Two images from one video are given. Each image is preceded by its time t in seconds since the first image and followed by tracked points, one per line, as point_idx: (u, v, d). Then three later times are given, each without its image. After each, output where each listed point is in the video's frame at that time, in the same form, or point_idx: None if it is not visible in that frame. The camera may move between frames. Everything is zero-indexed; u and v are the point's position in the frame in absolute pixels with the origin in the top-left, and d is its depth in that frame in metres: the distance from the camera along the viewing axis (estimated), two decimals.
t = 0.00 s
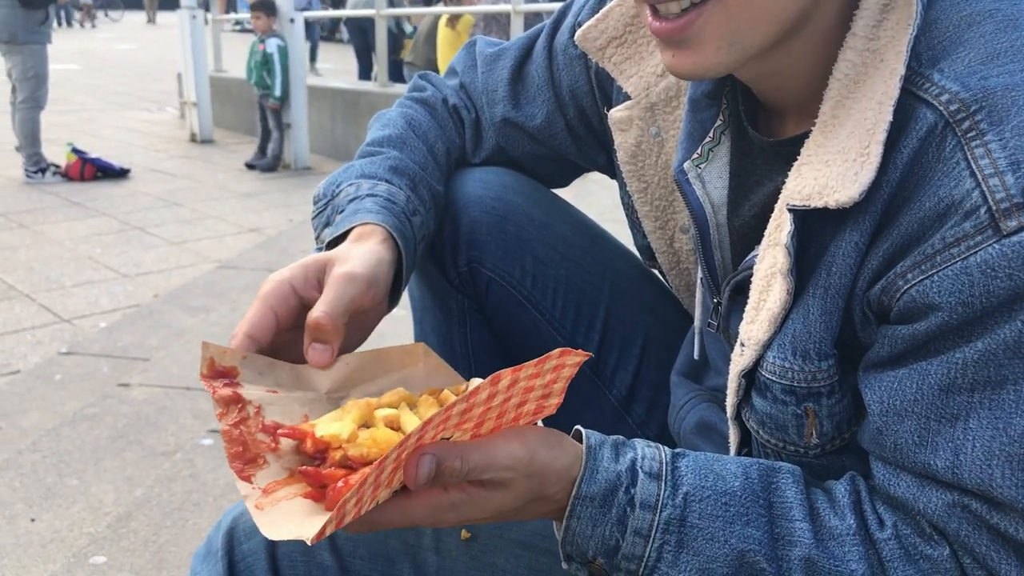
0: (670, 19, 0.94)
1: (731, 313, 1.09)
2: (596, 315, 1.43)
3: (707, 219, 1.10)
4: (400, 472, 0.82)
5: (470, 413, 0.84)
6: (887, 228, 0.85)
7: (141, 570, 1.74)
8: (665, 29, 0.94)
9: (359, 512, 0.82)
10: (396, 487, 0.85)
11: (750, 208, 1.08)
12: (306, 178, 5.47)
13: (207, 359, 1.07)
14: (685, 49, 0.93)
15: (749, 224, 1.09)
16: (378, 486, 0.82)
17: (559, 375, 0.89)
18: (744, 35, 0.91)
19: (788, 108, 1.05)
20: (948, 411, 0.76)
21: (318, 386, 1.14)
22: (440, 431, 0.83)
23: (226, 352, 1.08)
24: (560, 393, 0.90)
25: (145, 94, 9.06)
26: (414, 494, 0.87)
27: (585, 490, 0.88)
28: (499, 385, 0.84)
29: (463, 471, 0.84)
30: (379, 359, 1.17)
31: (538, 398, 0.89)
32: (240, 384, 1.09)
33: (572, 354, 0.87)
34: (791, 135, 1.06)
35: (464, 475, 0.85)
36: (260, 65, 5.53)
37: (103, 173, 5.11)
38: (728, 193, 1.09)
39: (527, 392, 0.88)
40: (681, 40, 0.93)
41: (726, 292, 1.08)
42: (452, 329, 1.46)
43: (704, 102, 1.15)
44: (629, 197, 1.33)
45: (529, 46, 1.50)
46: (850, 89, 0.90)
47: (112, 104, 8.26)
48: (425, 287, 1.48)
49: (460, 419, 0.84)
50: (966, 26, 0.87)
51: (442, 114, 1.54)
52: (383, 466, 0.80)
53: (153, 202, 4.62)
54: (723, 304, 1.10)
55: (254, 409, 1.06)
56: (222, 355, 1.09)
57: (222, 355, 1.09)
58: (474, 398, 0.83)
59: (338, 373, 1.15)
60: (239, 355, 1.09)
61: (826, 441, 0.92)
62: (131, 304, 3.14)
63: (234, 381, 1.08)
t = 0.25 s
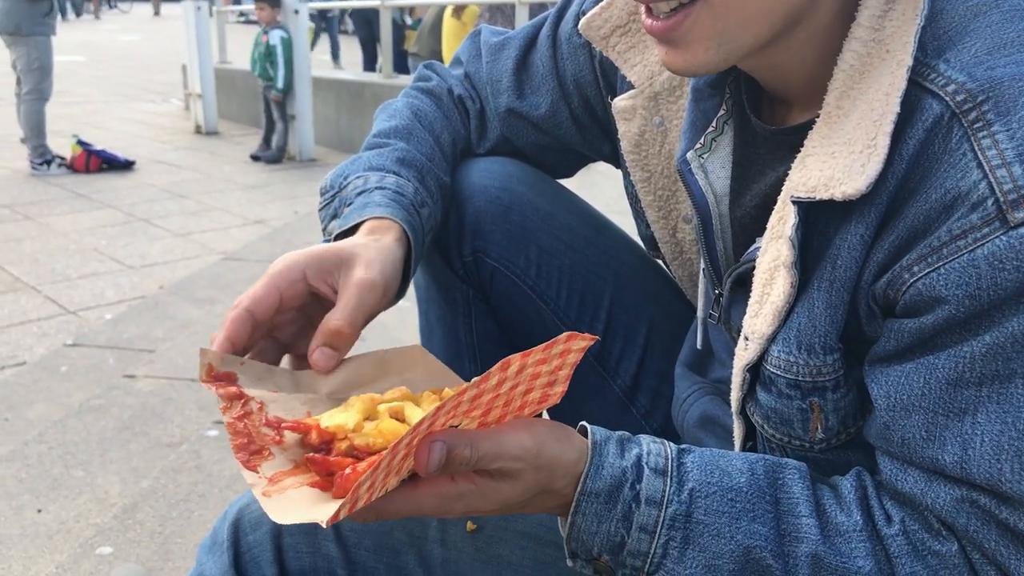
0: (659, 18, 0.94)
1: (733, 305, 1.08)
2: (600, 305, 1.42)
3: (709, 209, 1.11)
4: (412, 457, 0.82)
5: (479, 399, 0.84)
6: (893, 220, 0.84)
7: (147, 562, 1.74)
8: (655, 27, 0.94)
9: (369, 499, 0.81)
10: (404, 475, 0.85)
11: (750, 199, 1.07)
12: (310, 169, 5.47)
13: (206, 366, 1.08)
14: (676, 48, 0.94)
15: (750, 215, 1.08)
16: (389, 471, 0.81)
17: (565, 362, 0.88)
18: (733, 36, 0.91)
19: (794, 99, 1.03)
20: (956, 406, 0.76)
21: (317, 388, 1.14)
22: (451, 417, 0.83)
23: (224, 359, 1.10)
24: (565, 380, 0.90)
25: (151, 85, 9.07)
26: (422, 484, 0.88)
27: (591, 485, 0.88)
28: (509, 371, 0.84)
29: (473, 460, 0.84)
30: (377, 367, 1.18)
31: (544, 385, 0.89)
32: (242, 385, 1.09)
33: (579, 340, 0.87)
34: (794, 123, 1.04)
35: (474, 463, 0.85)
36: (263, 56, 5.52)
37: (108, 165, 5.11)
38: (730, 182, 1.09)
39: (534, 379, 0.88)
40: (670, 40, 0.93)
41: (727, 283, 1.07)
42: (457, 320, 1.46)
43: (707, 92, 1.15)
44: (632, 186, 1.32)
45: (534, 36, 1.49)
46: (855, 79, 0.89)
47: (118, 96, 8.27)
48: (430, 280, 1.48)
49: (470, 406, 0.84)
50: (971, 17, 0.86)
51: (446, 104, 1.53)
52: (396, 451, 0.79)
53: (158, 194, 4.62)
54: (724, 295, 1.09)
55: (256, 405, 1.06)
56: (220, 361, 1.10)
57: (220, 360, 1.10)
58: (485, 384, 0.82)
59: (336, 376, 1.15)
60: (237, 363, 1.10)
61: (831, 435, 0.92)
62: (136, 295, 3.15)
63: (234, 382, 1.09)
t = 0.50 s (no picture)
0: (665, 19, 0.94)
1: (736, 299, 1.08)
2: (603, 297, 1.42)
3: (711, 202, 1.10)
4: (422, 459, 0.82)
5: (486, 400, 0.84)
6: (896, 217, 0.84)
7: (152, 554, 1.75)
8: (661, 29, 0.94)
9: (379, 504, 0.80)
10: (412, 478, 0.84)
11: (753, 193, 1.08)
12: (314, 163, 5.47)
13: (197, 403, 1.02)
14: (684, 48, 0.93)
15: (752, 209, 1.09)
16: (399, 475, 0.81)
17: (567, 361, 0.89)
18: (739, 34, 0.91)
19: (799, 93, 1.03)
20: (962, 403, 0.76)
21: (315, 403, 1.13)
22: (459, 418, 0.82)
23: (215, 391, 1.05)
24: (568, 380, 0.91)
25: (154, 79, 9.07)
26: (430, 491, 0.87)
27: (596, 488, 0.88)
28: (514, 369, 0.83)
29: (483, 463, 0.83)
30: (378, 373, 1.18)
31: (548, 384, 0.89)
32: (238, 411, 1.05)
33: (581, 337, 0.88)
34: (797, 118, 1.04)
35: (483, 467, 0.84)
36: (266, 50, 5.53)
37: (112, 159, 5.12)
38: (732, 176, 1.09)
39: (538, 379, 0.88)
40: (678, 40, 0.93)
41: (730, 278, 1.07)
42: (461, 313, 1.46)
43: (708, 86, 1.14)
44: (634, 180, 1.32)
45: (536, 28, 1.49)
46: (857, 74, 0.89)
47: (122, 90, 8.27)
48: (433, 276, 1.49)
49: (477, 406, 0.83)
50: (973, 12, 0.86)
51: (451, 96, 1.53)
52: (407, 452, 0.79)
53: (162, 188, 4.63)
54: (727, 289, 1.09)
55: (255, 423, 1.03)
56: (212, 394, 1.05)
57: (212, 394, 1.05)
58: (492, 384, 0.82)
59: (334, 386, 1.15)
60: (228, 391, 1.06)
61: (834, 431, 0.92)
62: (140, 289, 3.15)
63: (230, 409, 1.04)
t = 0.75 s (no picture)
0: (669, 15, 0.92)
1: (734, 296, 1.08)
2: (602, 295, 1.43)
3: (710, 199, 1.10)
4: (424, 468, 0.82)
5: (489, 408, 0.84)
6: (894, 212, 0.84)
7: (152, 552, 1.75)
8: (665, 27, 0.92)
9: (382, 511, 0.81)
10: (415, 486, 0.85)
11: (750, 189, 1.08)
12: (314, 160, 5.47)
13: (195, 401, 1.04)
14: (693, 42, 0.92)
15: (750, 206, 1.09)
16: (402, 484, 0.81)
17: (573, 370, 0.89)
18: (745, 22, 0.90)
19: (796, 90, 1.02)
20: (962, 398, 0.75)
21: (315, 402, 1.13)
22: (462, 426, 0.83)
23: (214, 389, 1.06)
24: (572, 388, 0.91)
25: (155, 76, 9.07)
26: (432, 496, 0.87)
27: (598, 492, 0.87)
28: (519, 378, 0.83)
29: (485, 470, 0.84)
30: (378, 370, 1.18)
31: (552, 392, 0.89)
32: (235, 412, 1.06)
33: (589, 347, 0.87)
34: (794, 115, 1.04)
35: (485, 474, 0.84)
36: (266, 47, 5.52)
37: (112, 156, 5.12)
38: (730, 172, 1.08)
39: (543, 387, 0.88)
40: (686, 35, 0.92)
41: (729, 275, 1.07)
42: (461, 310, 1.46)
43: (705, 82, 1.13)
44: (632, 178, 1.32)
45: (534, 23, 1.49)
46: (853, 70, 0.88)
47: (123, 87, 8.27)
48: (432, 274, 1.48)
49: (481, 415, 0.84)
50: (969, 7, 0.86)
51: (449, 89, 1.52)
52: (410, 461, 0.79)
53: (162, 185, 4.63)
54: (726, 286, 1.09)
55: (255, 426, 1.04)
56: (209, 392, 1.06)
57: (209, 392, 1.06)
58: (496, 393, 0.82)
59: (335, 385, 1.14)
60: (227, 389, 1.07)
61: (834, 428, 0.92)
62: (140, 286, 3.15)
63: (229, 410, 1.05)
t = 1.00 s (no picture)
0: None
1: (729, 293, 1.08)
2: (598, 294, 1.42)
3: (705, 199, 1.09)
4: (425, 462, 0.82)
5: (492, 403, 0.84)
6: (888, 206, 0.84)
7: (146, 551, 1.74)
8: None
9: (382, 506, 0.80)
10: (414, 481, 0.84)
11: (746, 186, 1.07)
12: (310, 159, 5.46)
13: (193, 380, 1.04)
14: None
15: (745, 203, 1.08)
16: (403, 478, 0.81)
17: (574, 366, 0.90)
18: None
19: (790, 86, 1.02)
20: (957, 392, 0.75)
21: (311, 388, 1.13)
22: (464, 420, 0.82)
23: (211, 368, 1.06)
24: (573, 384, 0.92)
25: (150, 75, 9.06)
26: (431, 492, 0.86)
27: (594, 486, 0.87)
28: (522, 373, 0.83)
29: (486, 465, 0.83)
30: (377, 358, 1.17)
31: (552, 387, 0.90)
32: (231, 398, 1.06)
33: (592, 345, 0.88)
34: (788, 112, 1.04)
35: (486, 469, 0.84)
36: (262, 46, 5.51)
37: (107, 156, 5.11)
38: (725, 171, 1.08)
39: (543, 383, 0.88)
40: None
41: (724, 272, 1.07)
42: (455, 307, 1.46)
43: (697, 81, 1.09)
44: (627, 176, 1.31)
45: (529, 23, 1.48)
46: (848, 66, 0.88)
47: (118, 86, 8.25)
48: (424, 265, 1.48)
49: (482, 410, 0.83)
50: (963, 2, 0.86)
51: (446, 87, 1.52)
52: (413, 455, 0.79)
53: (157, 184, 4.61)
54: (721, 283, 1.08)
55: (252, 416, 1.03)
56: (207, 373, 1.06)
57: (207, 372, 1.06)
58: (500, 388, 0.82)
59: (332, 371, 1.14)
60: (225, 368, 1.07)
61: (829, 423, 0.92)
62: (136, 285, 3.14)
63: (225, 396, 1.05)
